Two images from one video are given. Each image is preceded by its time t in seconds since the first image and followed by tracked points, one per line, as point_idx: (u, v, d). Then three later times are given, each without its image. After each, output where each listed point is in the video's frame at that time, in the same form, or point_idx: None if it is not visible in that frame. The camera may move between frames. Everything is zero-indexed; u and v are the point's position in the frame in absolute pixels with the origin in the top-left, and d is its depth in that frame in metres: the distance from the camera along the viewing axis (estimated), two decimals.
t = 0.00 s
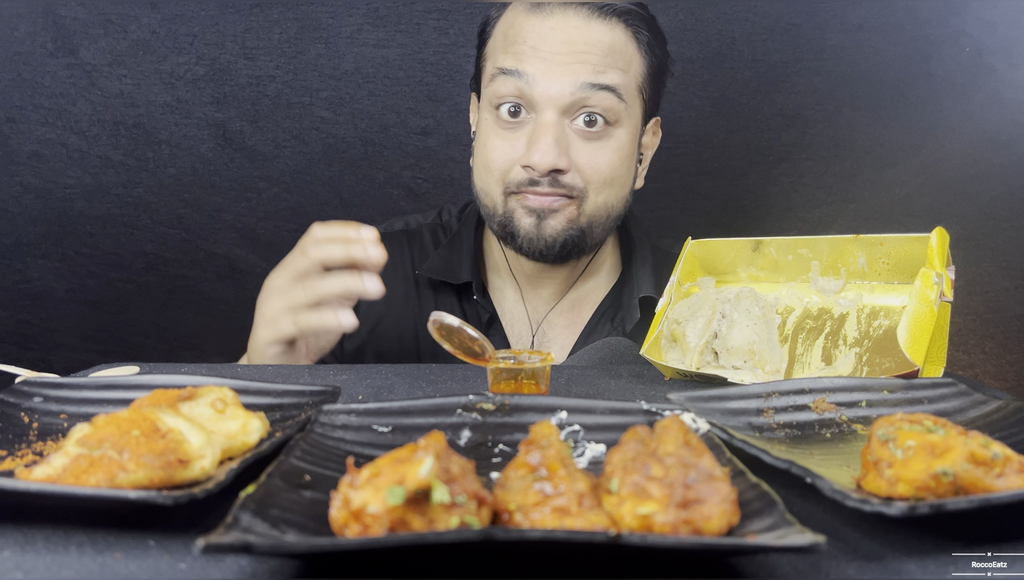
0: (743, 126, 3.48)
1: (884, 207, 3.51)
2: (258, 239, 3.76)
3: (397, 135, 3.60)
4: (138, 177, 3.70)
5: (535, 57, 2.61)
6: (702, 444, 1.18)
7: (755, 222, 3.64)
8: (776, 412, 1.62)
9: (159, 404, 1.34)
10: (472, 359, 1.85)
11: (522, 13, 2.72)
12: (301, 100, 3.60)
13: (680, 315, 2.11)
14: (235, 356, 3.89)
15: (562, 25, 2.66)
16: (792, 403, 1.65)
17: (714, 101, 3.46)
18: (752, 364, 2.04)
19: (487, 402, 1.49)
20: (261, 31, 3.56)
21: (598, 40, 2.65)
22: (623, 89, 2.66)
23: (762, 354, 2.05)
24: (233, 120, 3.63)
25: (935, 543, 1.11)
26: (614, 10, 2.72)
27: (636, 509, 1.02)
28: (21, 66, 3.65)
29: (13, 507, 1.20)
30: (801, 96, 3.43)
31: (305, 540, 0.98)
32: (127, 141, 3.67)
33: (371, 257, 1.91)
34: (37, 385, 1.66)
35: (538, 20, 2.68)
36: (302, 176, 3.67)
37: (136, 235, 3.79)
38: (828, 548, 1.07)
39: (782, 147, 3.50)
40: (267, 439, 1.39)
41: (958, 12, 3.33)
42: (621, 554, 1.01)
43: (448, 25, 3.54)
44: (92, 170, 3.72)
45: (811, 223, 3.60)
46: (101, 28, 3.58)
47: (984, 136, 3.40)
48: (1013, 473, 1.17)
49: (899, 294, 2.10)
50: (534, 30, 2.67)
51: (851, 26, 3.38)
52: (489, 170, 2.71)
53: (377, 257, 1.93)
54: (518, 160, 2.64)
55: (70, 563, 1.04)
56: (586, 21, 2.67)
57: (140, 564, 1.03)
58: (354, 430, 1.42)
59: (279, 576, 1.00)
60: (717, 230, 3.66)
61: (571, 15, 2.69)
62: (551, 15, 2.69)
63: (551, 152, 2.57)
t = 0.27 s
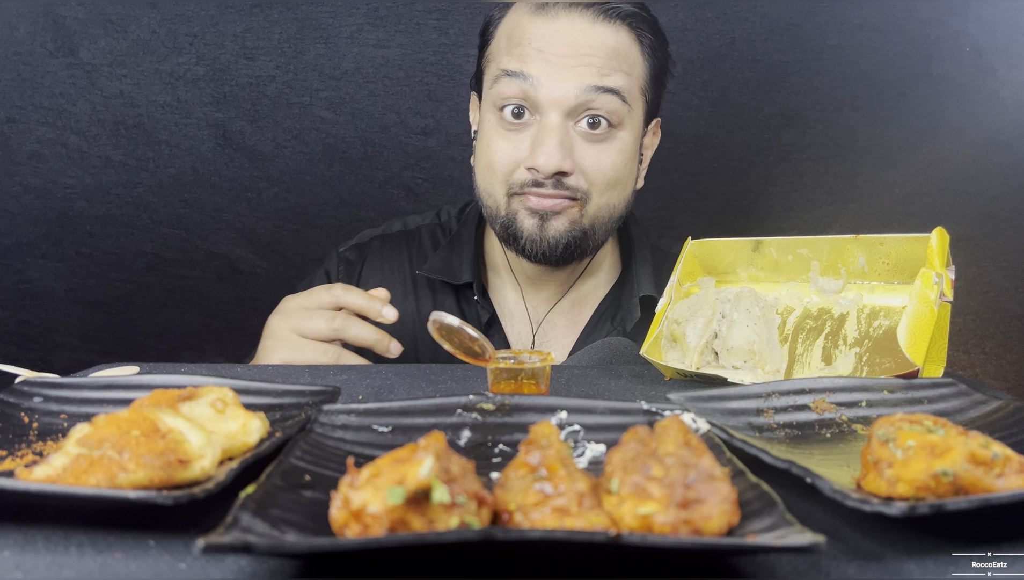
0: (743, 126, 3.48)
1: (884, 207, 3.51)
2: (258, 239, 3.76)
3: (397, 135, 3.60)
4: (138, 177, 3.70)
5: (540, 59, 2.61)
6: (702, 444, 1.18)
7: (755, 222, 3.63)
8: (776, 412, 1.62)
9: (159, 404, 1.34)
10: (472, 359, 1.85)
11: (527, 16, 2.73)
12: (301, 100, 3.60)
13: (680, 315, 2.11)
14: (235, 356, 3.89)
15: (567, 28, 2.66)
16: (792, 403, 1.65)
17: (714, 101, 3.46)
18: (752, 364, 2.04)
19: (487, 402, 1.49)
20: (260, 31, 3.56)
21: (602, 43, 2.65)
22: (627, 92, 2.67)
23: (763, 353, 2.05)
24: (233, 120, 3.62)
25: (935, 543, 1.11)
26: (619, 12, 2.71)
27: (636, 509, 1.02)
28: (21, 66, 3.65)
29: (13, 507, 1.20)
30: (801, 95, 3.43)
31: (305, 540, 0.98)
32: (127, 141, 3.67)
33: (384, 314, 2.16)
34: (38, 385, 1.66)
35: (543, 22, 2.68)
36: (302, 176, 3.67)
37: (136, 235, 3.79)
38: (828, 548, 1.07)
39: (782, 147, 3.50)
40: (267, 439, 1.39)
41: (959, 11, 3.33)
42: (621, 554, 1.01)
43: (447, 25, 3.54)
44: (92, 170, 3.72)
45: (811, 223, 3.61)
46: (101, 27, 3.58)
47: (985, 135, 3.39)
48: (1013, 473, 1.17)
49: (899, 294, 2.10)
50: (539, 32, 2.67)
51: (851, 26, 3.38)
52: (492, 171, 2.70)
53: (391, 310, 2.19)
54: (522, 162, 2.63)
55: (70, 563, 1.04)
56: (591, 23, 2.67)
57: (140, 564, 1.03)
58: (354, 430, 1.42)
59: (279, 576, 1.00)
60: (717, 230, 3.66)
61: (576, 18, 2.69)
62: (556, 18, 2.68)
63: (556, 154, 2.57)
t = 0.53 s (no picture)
0: (743, 126, 3.48)
1: (884, 207, 3.51)
2: (258, 239, 3.76)
3: (397, 135, 3.60)
4: (138, 177, 3.70)
5: (533, 62, 2.61)
6: (702, 444, 1.18)
7: (755, 222, 3.63)
8: (776, 412, 1.62)
9: (159, 404, 1.34)
10: (472, 359, 1.84)
11: (521, 17, 2.74)
12: (301, 100, 3.60)
13: (680, 315, 2.11)
14: (234, 356, 3.89)
15: (560, 29, 2.69)
16: (792, 403, 1.65)
17: (714, 101, 3.46)
18: (752, 364, 2.04)
19: (487, 402, 1.48)
20: (261, 31, 3.56)
21: (594, 45, 2.66)
22: (619, 93, 2.66)
23: (762, 353, 2.05)
24: (233, 120, 3.63)
25: (935, 543, 1.11)
26: (610, 14, 2.72)
27: (635, 509, 1.02)
28: (21, 66, 3.65)
29: (13, 507, 1.20)
30: (801, 95, 3.43)
31: (304, 540, 0.98)
32: (127, 142, 3.67)
33: (368, 325, 2.20)
34: (38, 385, 1.66)
35: (536, 25, 2.70)
36: (302, 176, 3.67)
37: (136, 235, 3.79)
38: (828, 548, 1.07)
39: (782, 147, 3.50)
40: (267, 439, 1.39)
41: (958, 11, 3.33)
42: (621, 554, 1.01)
43: (448, 26, 3.54)
44: (92, 170, 3.72)
45: (811, 223, 3.60)
46: (101, 27, 3.58)
47: (985, 135, 3.39)
48: (1012, 473, 1.17)
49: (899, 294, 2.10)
50: (532, 35, 2.69)
51: (851, 26, 3.39)
52: (486, 173, 2.71)
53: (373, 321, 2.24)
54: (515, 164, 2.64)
55: (70, 563, 1.04)
56: (582, 27, 2.71)
57: (140, 564, 1.03)
58: (355, 430, 1.42)
59: (279, 576, 1.00)
60: (717, 230, 3.66)
61: (568, 21, 2.72)
62: (549, 20, 2.71)
63: (549, 156, 2.57)
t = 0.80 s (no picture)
0: (742, 126, 3.47)
1: (884, 207, 3.50)
2: (258, 239, 3.76)
3: (397, 135, 3.60)
4: (138, 177, 3.70)
5: (528, 60, 2.62)
6: (702, 444, 1.18)
7: (755, 222, 3.63)
8: (776, 412, 1.62)
9: (159, 404, 1.34)
10: (472, 359, 1.84)
11: (513, 17, 2.74)
12: (301, 100, 3.60)
13: (679, 315, 2.11)
14: (234, 356, 3.88)
15: (553, 28, 2.68)
16: (792, 403, 1.65)
17: (714, 101, 3.45)
18: (752, 364, 2.04)
19: (487, 402, 1.48)
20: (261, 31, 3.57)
21: (587, 42, 2.67)
22: (612, 90, 2.68)
23: (762, 353, 2.05)
24: (233, 120, 3.63)
25: (935, 543, 1.11)
26: (600, 12, 2.73)
27: (635, 509, 1.02)
28: (21, 66, 3.65)
29: (12, 507, 1.20)
30: (801, 95, 3.43)
31: (304, 540, 0.98)
32: (127, 141, 3.67)
33: (369, 335, 2.15)
34: (38, 385, 1.66)
35: (530, 24, 2.69)
36: (302, 176, 3.67)
37: (136, 235, 3.79)
38: (828, 548, 1.07)
39: (782, 147, 3.49)
40: (267, 439, 1.39)
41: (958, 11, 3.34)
42: (621, 554, 1.01)
43: (448, 26, 3.54)
44: (92, 170, 3.72)
45: (810, 223, 3.59)
46: (101, 28, 3.59)
47: (985, 134, 3.39)
48: (1012, 473, 1.17)
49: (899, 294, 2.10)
50: (525, 34, 2.68)
51: (851, 26, 3.39)
52: (482, 170, 2.70)
53: (374, 331, 2.20)
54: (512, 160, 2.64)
55: (70, 563, 1.04)
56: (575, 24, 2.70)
57: (140, 564, 1.03)
58: (355, 430, 1.42)
59: (279, 576, 1.00)
60: (716, 230, 3.65)
61: (560, 19, 2.71)
62: (541, 20, 2.70)
63: (547, 151, 2.57)
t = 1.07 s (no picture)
0: (743, 126, 3.47)
1: (884, 207, 3.50)
2: (258, 239, 3.76)
3: (397, 135, 3.59)
4: (138, 177, 3.70)
5: (513, 59, 2.62)
6: (702, 444, 1.18)
7: (755, 222, 3.63)
8: (776, 412, 1.62)
9: (160, 404, 1.34)
10: (472, 359, 1.84)
11: (499, 16, 2.73)
12: (301, 100, 3.60)
13: (680, 315, 2.11)
14: (234, 356, 3.88)
15: (538, 28, 2.67)
16: (792, 403, 1.65)
17: (714, 101, 3.45)
18: (751, 364, 2.04)
19: (487, 402, 1.48)
20: (261, 32, 3.57)
21: (572, 39, 2.67)
22: (598, 87, 2.68)
23: (762, 353, 2.05)
24: (233, 120, 3.63)
25: (935, 543, 1.11)
26: (584, 11, 2.72)
27: (635, 509, 1.02)
28: (22, 66, 3.66)
29: (13, 507, 1.20)
30: (801, 95, 3.43)
31: (304, 541, 0.98)
32: (127, 141, 3.67)
33: (357, 344, 2.15)
34: (38, 385, 1.66)
35: (515, 23, 2.68)
36: (302, 176, 3.66)
37: (135, 235, 3.79)
38: (828, 548, 1.07)
39: (782, 147, 3.49)
40: (267, 439, 1.39)
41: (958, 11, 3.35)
42: (621, 555, 1.01)
43: (448, 25, 3.54)
44: (92, 170, 3.72)
45: (810, 223, 3.57)
46: (102, 28, 3.59)
47: (985, 134, 3.40)
48: (1012, 473, 1.17)
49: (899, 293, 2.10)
50: (510, 33, 2.67)
51: (851, 26, 3.39)
52: (470, 168, 2.71)
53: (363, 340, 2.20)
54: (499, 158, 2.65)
55: (70, 563, 1.04)
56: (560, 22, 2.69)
57: (140, 564, 1.03)
58: (355, 430, 1.42)
59: (279, 576, 1.00)
60: (716, 229, 3.65)
61: (545, 17, 2.70)
62: (525, 19, 2.69)
63: (533, 148, 2.59)
